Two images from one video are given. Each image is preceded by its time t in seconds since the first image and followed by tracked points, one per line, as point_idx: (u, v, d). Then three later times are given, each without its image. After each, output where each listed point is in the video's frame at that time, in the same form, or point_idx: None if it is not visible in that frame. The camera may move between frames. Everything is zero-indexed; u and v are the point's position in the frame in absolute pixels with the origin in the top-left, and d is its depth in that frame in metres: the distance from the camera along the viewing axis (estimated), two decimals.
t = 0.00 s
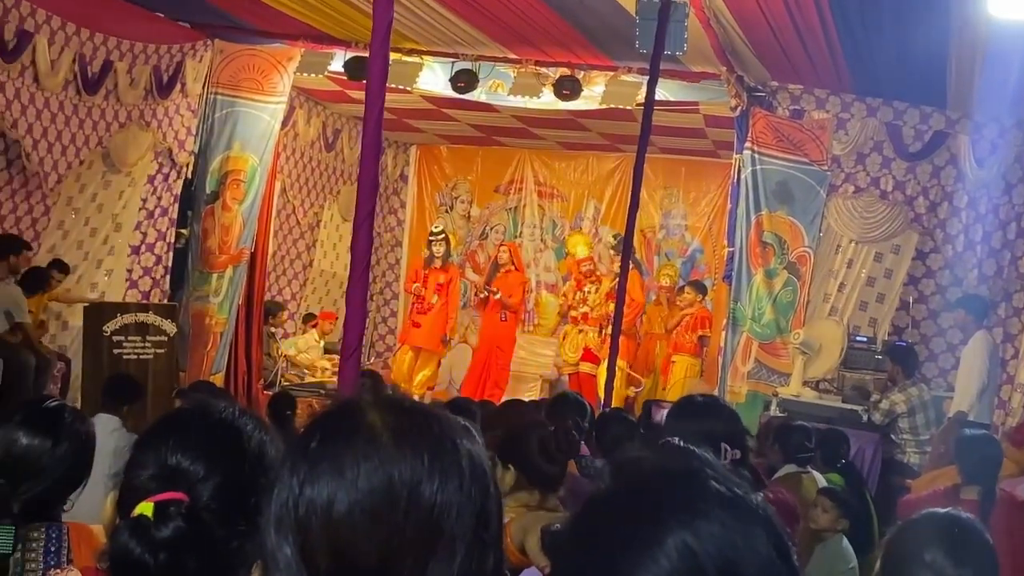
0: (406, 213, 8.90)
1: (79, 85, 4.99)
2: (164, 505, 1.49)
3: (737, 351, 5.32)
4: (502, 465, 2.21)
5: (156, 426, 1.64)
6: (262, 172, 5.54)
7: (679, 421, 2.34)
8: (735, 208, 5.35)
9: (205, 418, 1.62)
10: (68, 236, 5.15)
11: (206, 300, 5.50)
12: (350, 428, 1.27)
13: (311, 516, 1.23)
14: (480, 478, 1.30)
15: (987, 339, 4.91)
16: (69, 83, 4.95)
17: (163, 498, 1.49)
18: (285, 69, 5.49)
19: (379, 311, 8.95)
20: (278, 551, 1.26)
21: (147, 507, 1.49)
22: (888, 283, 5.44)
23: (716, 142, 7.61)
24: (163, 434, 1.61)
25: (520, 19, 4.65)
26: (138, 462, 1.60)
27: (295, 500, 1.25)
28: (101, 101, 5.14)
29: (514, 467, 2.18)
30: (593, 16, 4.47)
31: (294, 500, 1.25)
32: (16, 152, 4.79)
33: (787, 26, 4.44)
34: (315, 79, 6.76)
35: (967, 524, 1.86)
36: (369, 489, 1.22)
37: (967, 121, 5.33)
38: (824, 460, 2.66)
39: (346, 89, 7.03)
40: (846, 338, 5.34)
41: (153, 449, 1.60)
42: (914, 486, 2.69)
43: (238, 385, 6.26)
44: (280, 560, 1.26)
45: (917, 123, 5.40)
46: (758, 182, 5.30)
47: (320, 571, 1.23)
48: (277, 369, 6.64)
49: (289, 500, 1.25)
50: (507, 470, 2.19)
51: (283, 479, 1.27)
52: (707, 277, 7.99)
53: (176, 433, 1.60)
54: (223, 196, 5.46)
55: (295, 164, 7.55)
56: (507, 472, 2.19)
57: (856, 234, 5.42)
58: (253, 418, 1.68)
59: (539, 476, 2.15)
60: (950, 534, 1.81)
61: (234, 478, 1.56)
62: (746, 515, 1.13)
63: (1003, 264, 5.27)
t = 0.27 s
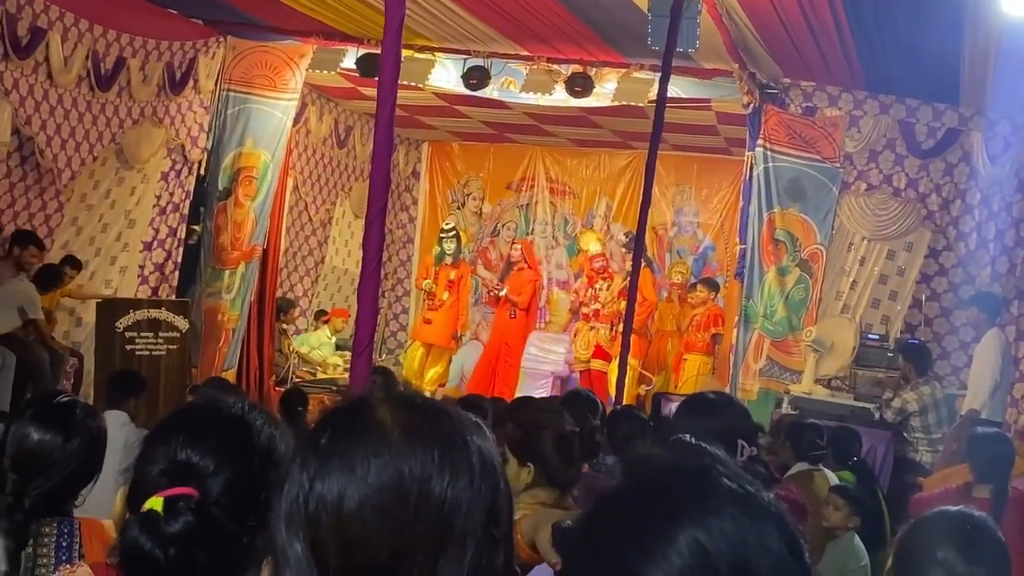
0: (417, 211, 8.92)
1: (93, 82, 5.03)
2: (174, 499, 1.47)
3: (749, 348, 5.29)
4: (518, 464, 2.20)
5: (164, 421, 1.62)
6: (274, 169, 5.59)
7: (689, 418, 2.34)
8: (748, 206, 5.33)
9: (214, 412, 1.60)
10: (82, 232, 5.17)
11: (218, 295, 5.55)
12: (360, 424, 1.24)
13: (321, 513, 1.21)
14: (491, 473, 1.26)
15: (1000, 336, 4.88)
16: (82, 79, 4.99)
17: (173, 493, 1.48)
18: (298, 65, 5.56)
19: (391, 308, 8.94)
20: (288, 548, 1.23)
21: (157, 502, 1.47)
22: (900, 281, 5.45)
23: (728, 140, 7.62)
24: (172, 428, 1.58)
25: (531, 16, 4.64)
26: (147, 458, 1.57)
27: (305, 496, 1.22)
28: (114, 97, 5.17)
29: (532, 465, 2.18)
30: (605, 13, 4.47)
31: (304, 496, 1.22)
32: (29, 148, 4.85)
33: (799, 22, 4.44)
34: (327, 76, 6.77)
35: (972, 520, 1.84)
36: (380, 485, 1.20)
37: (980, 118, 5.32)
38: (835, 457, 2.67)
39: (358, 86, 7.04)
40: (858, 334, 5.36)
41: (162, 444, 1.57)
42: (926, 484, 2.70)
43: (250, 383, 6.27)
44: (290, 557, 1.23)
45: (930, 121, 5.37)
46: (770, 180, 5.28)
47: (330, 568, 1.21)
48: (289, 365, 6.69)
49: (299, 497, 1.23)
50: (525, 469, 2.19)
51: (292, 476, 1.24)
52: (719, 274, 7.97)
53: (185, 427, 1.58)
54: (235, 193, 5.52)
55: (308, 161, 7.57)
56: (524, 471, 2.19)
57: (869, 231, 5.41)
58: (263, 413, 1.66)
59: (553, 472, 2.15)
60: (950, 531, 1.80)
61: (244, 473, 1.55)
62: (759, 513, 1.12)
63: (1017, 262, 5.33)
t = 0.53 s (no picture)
0: (425, 207, 8.92)
1: (101, 78, 5.11)
2: (182, 496, 1.46)
3: (757, 345, 5.29)
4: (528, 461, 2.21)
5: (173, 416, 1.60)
6: (282, 165, 5.55)
7: (698, 416, 2.35)
8: (757, 203, 5.33)
9: (222, 408, 1.58)
10: (91, 229, 5.19)
11: (225, 292, 5.49)
12: (368, 420, 1.21)
13: (330, 510, 1.18)
14: (499, 470, 1.24)
15: (1009, 334, 4.90)
16: (91, 75, 5.07)
17: (181, 489, 1.46)
18: (307, 61, 5.53)
19: (398, 304, 8.92)
20: (297, 545, 1.21)
21: (166, 498, 1.46)
22: (909, 278, 5.44)
23: (735, 136, 7.61)
24: (180, 424, 1.56)
25: (540, 12, 4.64)
26: (156, 453, 1.55)
27: (314, 493, 1.20)
28: (122, 93, 5.23)
29: (541, 462, 2.19)
30: (613, 9, 4.47)
31: (313, 493, 1.20)
32: (38, 145, 4.94)
33: (808, 19, 4.44)
34: (335, 72, 6.78)
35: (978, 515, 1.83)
36: (389, 482, 1.17)
37: (989, 116, 5.34)
38: (843, 455, 2.68)
39: (366, 82, 7.05)
40: (864, 332, 5.30)
41: (170, 439, 1.55)
42: (934, 481, 2.70)
43: (258, 379, 6.27)
44: (299, 554, 1.21)
45: (938, 117, 5.37)
46: (778, 177, 5.27)
47: (340, 566, 1.19)
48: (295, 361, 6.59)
49: (308, 493, 1.20)
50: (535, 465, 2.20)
51: (301, 474, 1.22)
52: (726, 271, 8.02)
53: (193, 422, 1.56)
54: (242, 189, 5.48)
55: (316, 157, 7.58)
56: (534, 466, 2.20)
57: (877, 228, 5.40)
58: (272, 410, 1.64)
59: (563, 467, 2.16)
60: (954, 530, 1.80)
61: (252, 470, 1.52)
62: (767, 509, 1.12)
63: None
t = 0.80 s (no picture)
0: (428, 203, 8.90)
1: (104, 73, 5.09)
2: (183, 492, 1.46)
3: (760, 340, 5.30)
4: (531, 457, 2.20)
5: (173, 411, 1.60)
6: (285, 161, 5.57)
7: (699, 414, 2.34)
8: (759, 200, 5.34)
9: (223, 402, 1.58)
10: (94, 224, 5.21)
11: (228, 287, 5.52)
12: (370, 415, 1.21)
13: (332, 506, 1.18)
14: (501, 465, 1.24)
15: (1011, 329, 4.88)
16: (94, 70, 5.06)
17: (182, 486, 1.47)
18: (309, 57, 5.56)
19: (401, 300, 8.92)
20: (299, 540, 1.21)
21: (166, 494, 1.47)
22: (911, 274, 5.45)
23: (739, 132, 7.61)
24: (180, 419, 1.56)
25: (542, 8, 4.64)
26: (156, 449, 1.55)
27: (316, 489, 1.19)
28: (125, 88, 5.22)
29: (545, 457, 2.18)
30: (616, 5, 4.47)
31: (315, 489, 1.20)
32: (41, 140, 4.94)
33: (812, 15, 4.44)
34: (338, 67, 6.78)
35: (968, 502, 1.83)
36: (391, 478, 1.17)
37: (992, 112, 5.34)
38: (845, 451, 2.68)
39: (369, 78, 7.04)
40: (868, 326, 5.32)
41: (170, 435, 1.55)
42: (936, 477, 2.71)
43: (260, 374, 6.27)
44: (301, 550, 1.20)
45: (942, 113, 5.38)
46: (781, 173, 5.27)
47: (342, 563, 1.18)
48: (298, 357, 6.75)
49: (310, 489, 1.20)
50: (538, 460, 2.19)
51: (302, 469, 1.21)
52: (729, 267, 8.02)
53: (193, 417, 1.56)
54: (246, 184, 5.50)
55: (319, 153, 7.58)
56: (538, 462, 2.19)
57: (880, 224, 5.40)
58: (273, 404, 1.64)
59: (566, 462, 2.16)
60: (949, 520, 1.80)
61: (253, 465, 1.52)
62: (768, 505, 1.13)
63: None
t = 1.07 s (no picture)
0: (432, 197, 8.90)
1: (107, 67, 5.11)
2: (187, 487, 1.46)
3: (763, 334, 5.30)
4: (539, 451, 2.19)
5: (178, 405, 1.60)
6: (288, 154, 5.58)
7: (694, 408, 2.40)
8: (762, 192, 5.36)
9: (227, 396, 1.58)
10: (98, 218, 5.23)
11: (232, 281, 5.52)
12: (377, 409, 1.22)
13: (339, 498, 1.18)
14: (507, 458, 1.24)
15: (1015, 322, 4.90)
16: (97, 65, 5.06)
17: (186, 480, 1.46)
18: (312, 51, 5.56)
19: (404, 294, 8.93)
20: (306, 532, 1.21)
21: (171, 489, 1.46)
22: (915, 267, 5.40)
23: (742, 126, 7.61)
24: (186, 414, 1.56)
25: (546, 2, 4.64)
26: (161, 444, 1.55)
27: (323, 482, 1.20)
28: (128, 82, 5.23)
29: (552, 452, 2.17)
30: None
31: (322, 482, 1.20)
32: (44, 134, 4.95)
33: (815, 8, 4.44)
34: (341, 61, 6.79)
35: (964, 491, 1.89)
36: (398, 470, 1.17)
37: (995, 104, 5.32)
38: (849, 444, 2.68)
39: (373, 72, 7.04)
40: (872, 323, 5.32)
41: (175, 429, 1.55)
42: (941, 470, 2.71)
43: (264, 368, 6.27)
44: (308, 542, 1.21)
45: (945, 106, 5.38)
46: (785, 166, 5.30)
47: (349, 555, 1.18)
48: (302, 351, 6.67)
49: (317, 482, 1.20)
50: (546, 454, 2.19)
51: (310, 462, 1.22)
52: (732, 261, 7.99)
53: (198, 412, 1.56)
54: (248, 178, 5.50)
55: (322, 147, 7.58)
56: (545, 456, 2.18)
57: (884, 218, 5.39)
58: (277, 399, 1.64)
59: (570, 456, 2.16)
60: (948, 500, 1.84)
61: (259, 460, 1.52)
62: (772, 499, 1.13)
63: None
